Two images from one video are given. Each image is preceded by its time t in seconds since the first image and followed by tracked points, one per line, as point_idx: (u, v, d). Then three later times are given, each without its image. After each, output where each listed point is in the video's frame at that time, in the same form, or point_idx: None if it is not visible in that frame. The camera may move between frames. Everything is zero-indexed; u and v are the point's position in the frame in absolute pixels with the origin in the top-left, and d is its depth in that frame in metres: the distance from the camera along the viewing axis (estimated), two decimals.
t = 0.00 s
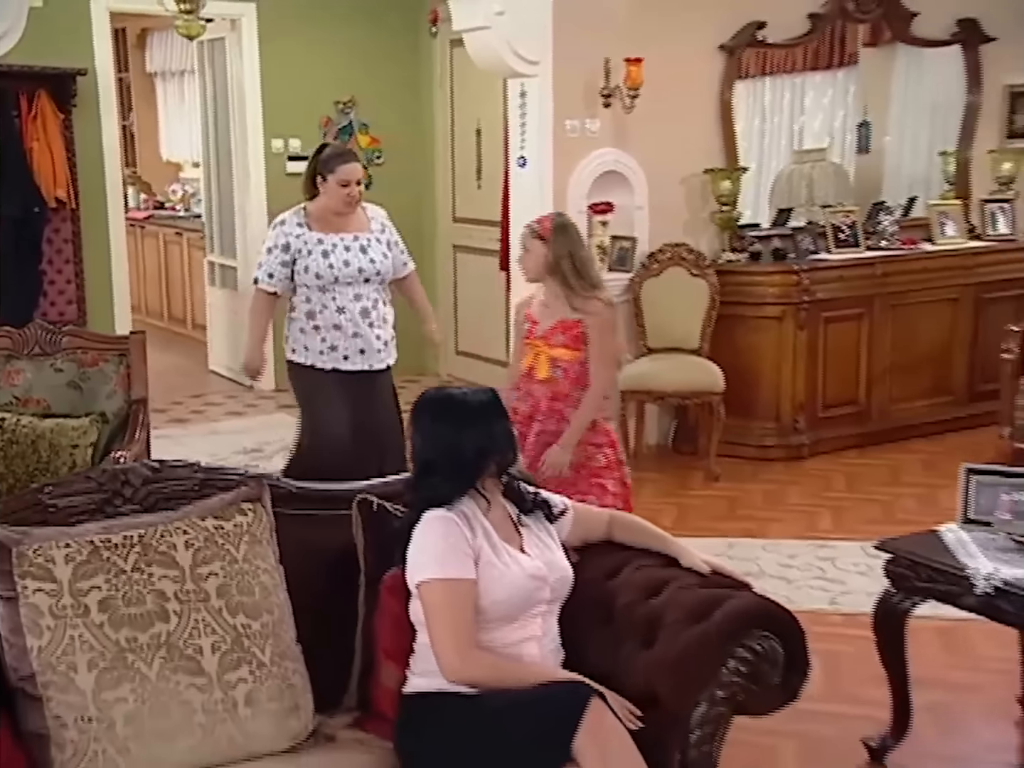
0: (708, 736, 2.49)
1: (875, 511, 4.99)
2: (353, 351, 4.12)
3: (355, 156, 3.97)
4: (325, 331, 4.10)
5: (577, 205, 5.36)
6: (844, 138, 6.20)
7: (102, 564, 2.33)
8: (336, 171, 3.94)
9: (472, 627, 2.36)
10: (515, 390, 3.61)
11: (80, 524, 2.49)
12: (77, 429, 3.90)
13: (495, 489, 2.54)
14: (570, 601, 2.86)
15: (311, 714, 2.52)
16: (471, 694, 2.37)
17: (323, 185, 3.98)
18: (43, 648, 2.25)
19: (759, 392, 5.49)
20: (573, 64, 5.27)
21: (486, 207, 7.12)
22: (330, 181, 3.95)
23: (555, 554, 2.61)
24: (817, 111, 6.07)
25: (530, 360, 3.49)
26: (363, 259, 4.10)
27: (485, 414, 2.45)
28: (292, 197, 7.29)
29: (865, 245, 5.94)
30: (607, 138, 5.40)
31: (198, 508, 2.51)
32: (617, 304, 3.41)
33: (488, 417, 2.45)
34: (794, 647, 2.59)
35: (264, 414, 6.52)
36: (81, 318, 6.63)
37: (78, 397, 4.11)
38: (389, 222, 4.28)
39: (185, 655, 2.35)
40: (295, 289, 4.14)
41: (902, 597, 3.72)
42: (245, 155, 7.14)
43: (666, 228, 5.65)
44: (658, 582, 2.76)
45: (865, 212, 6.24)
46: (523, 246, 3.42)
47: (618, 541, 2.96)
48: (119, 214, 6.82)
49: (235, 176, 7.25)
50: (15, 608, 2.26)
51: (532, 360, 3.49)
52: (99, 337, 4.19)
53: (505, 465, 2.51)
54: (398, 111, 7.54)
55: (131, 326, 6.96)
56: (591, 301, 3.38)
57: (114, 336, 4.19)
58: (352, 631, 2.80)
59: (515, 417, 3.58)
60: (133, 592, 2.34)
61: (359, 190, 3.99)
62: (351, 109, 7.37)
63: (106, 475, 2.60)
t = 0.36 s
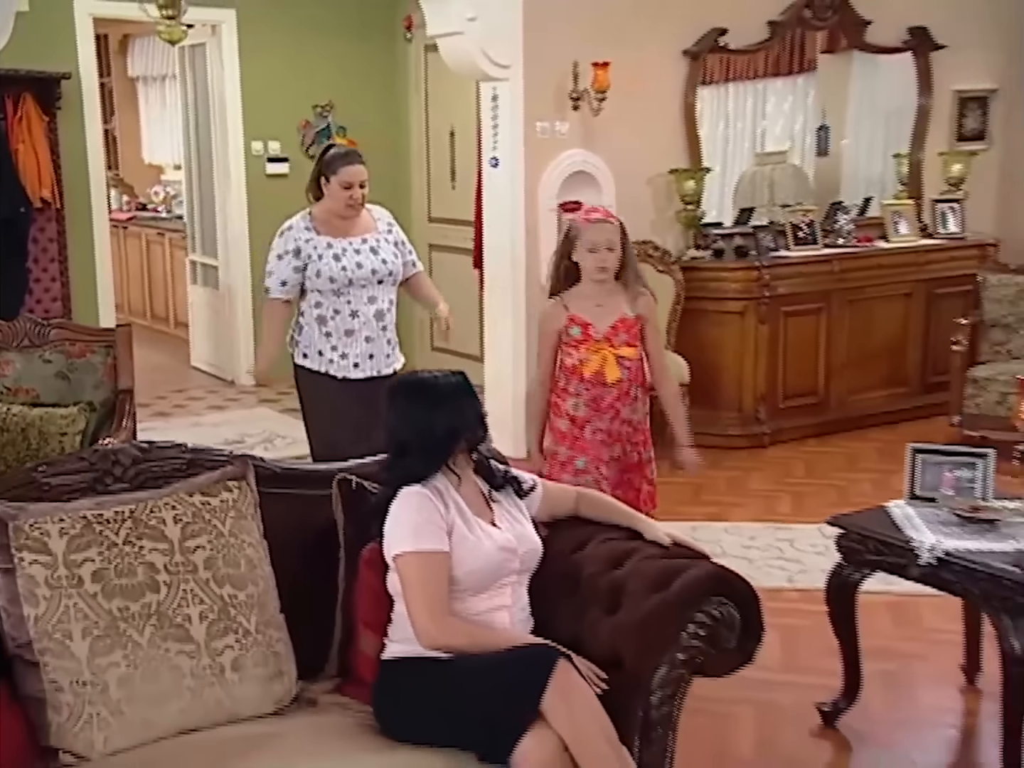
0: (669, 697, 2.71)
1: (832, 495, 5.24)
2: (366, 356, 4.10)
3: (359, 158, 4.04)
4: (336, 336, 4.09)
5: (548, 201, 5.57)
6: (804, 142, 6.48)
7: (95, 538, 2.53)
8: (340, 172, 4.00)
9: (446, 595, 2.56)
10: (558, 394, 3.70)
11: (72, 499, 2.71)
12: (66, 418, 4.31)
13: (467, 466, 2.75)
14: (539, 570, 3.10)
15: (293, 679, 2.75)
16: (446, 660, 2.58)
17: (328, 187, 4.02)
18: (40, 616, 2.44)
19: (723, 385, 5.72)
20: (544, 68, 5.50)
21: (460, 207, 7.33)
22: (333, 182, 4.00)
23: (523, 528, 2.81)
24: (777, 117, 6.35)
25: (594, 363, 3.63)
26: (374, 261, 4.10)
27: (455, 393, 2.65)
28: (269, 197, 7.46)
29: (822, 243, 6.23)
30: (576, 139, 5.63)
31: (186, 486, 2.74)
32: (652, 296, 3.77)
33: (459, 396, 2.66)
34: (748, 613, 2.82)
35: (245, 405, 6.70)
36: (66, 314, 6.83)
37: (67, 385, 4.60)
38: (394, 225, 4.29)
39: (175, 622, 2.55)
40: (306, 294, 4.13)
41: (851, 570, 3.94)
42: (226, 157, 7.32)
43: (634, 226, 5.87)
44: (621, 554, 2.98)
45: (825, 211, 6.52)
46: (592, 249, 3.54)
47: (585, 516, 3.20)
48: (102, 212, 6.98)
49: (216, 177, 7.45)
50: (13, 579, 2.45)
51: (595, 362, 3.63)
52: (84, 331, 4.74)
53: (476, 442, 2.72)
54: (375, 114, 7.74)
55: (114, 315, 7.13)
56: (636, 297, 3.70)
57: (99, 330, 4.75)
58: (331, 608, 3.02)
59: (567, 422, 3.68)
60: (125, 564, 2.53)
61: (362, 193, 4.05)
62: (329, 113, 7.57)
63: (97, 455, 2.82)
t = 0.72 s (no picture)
0: (625, 660, 2.95)
1: (784, 479, 5.49)
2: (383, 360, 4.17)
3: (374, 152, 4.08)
4: (355, 338, 4.14)
5: (511, 202, 5.81)
6: (758, 145, 6.84)
7: (80, 513, 2.73)
8: (357, 165, 4.02)
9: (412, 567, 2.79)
10: (598, 408, 3.66)
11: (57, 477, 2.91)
12: (47, 407, 4.49)
13: (432, 447, 2.96)
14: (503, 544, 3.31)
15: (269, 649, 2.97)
16: (415, 627, 2.81)
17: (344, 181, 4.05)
18: (28, 589, 2.63)
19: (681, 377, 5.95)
20: (508, 72, 5.74)
21: (427, 206, 7.57)
22: (352, 176, 4.02)
23: (485, 505, 3.03)
24: (733, 121, 6.69)
25: (640, 373, 3.64)
26: (396, 265, 4.15)
27: (422, 376, 2.87)
28: (242, 197, 7.64)
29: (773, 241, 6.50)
30: (539, 139, 5.87)
31: (166, 465, 2.95)
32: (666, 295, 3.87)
33: (425, 378, 2.87)
34: (700, 584, 3.10)
35: (219, 399, 6.88)
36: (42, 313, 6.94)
37: (48, 376, 4.79)
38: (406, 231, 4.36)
39: (157, 594, 2.75)
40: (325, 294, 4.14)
41: (799, 543, 4.19)
42: (199, 159, 7.49)
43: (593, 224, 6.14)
44: (580, 527, 3.20)
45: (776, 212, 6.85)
46: (642, 254, 3.60)
47: (546, 492, 3.41)
48: (79, 215, 7.16)
49: (189, 178, 7.62)
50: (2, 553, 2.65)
51: (640, 371, 3.64)
52: (65, 325, 4.93)
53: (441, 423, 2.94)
54: (343, 118, 8.01)
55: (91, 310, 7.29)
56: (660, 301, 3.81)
57: (80, 324, 4.94)
58: (305, 581, 3.25)
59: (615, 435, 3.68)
60: (108, 538, 2.74)
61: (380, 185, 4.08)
62: (299, 115, 7.78)
63: (81, 437, 3.04)
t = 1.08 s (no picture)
0: (583, 624, 3.19)
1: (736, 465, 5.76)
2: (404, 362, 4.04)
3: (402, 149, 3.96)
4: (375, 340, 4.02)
5: (475, 201, 6.09)
6: (712, 149, 7.14)
7: (63, 490, 2.96)
8: (384, 162, 3.90)
9: (370, 540, 2.99)
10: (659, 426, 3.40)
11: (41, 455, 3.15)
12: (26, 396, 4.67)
13: (390, 428, 3.16)
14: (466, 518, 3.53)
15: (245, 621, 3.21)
16: (382, 597, 3.02)
17: (372, 179, 3.93)
18: (14, 561, 2.85)
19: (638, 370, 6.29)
20: (470, 76, 6.03)
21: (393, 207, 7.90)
22: (381, 172, 3.91)
23: (446, 483, 3.24)
24: (688, 127, 6.99)
25: (705, 391, 3.37)
26: (418, 263, 4.00)
27: (388, 361, 3.07)
28: (214, 197, 7.84)
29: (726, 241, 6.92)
30: (500, 140, 6.16)
31: (144, 446, 3.20)
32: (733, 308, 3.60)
33: (391, 364, 3.07)
34: (653, 551, 3.32)
35: (191, 393, 7.07)
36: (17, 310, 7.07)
37: (26, 367, 4.95)
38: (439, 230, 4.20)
39: (137, 566, 2.99)
40: (344, 293, 4.05)
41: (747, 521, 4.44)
42: (171, 160, 7.68)
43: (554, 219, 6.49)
44: (541, 500, 3.43)
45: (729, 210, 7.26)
46: (706, 263, 3.35)
47: (508, 470, 3.64)
48: (52, 215, 7.33)
49: (161, 179, 7.82)
50: None
51: (706, 390, 3.37)
52: (43, 318, 5.10)
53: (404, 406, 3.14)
54: (310, 121, 8.23)
55: (66, 306, 7.47)
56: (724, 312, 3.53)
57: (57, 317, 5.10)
58: (279, 557, 3.45)
59: (673, 457, 3.41)
60: (90, 513, 2.97)
61: (412, 182, 3.96)
62: (269, 118, 8.00)
63: (63, 421, 3.28)
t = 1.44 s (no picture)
0: (543, 595, 3.43)
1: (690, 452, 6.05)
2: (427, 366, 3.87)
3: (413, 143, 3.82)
4: (395, 343, 3.82)
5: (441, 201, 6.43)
6: (668, 150, 7.68)
7: (46, 470, 3.18)
8: (397, 155, 3.75)
9: (332, 515, 3.22)
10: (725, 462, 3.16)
11: (26, 436, 3.36)
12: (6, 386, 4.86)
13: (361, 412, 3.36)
14: (432, 494, 3.77)
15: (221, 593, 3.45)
16: (354, 571, 3.26)
17: (385, 175, 3.76)
18: None
19: (598, 362, 6.62)
20: (434, 81, 6.40)
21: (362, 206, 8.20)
22: (391, 165, 3.75)
23: (408, 461, 3.46)
24: (644, 131, 7.52)
25: (782, 423, 3.06)
26: (439, 263, 3.84)
27: (353, 354, 3.25)
28: (187, 198, 8.09)
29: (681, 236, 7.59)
30: (463, 140, 6.57)
31: (123, 429, 3.41)
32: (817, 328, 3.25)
33: (357, 356, 3.25)
34: (608, 528, 3.53)
35: (165, 389, 7.26)
36: None
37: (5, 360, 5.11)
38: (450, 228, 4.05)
39: (118, 541, 3.23)
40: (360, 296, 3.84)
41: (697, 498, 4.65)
42: (144, 161, 7.92)
43: (518, 216, 6.92)
44: (504, 477, 3.67)
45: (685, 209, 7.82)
46: (783, 281, 3.07)
47: (471, 453, 3.83)
48: (27, 217, 7.58)
49: (134, 180, 8.05)
50: None
51: (783, 421, 3.06)
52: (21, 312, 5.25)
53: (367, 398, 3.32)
54: (279, 124, 8.47)
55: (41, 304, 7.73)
56: (804, 336, 3.17)
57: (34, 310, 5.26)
58: (253, 534, 3.67)
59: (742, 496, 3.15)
60: (72, 491, 3.21)
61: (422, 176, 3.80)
62: (238, 121, 8.25)
63: (43, 406, 3.47)
